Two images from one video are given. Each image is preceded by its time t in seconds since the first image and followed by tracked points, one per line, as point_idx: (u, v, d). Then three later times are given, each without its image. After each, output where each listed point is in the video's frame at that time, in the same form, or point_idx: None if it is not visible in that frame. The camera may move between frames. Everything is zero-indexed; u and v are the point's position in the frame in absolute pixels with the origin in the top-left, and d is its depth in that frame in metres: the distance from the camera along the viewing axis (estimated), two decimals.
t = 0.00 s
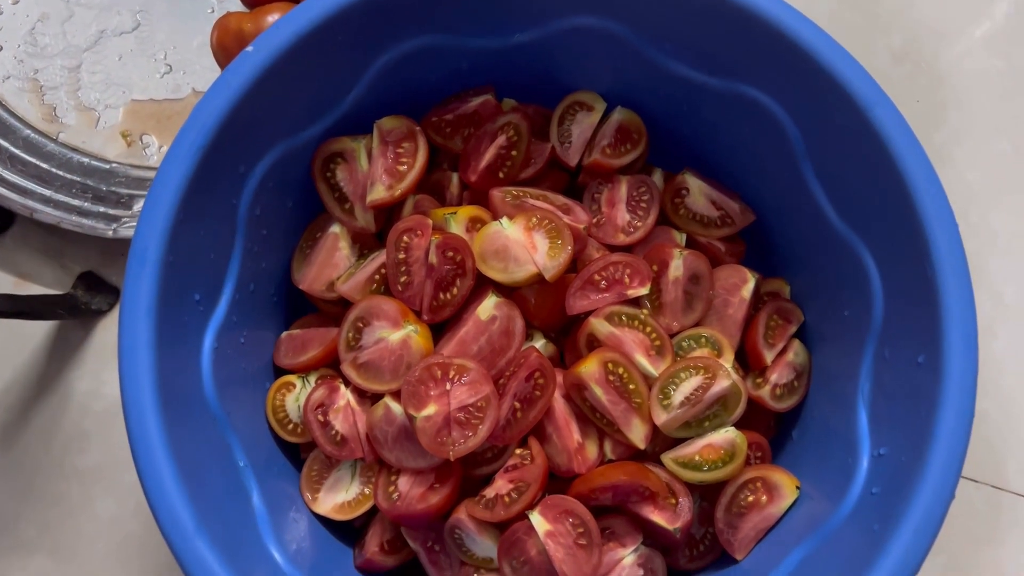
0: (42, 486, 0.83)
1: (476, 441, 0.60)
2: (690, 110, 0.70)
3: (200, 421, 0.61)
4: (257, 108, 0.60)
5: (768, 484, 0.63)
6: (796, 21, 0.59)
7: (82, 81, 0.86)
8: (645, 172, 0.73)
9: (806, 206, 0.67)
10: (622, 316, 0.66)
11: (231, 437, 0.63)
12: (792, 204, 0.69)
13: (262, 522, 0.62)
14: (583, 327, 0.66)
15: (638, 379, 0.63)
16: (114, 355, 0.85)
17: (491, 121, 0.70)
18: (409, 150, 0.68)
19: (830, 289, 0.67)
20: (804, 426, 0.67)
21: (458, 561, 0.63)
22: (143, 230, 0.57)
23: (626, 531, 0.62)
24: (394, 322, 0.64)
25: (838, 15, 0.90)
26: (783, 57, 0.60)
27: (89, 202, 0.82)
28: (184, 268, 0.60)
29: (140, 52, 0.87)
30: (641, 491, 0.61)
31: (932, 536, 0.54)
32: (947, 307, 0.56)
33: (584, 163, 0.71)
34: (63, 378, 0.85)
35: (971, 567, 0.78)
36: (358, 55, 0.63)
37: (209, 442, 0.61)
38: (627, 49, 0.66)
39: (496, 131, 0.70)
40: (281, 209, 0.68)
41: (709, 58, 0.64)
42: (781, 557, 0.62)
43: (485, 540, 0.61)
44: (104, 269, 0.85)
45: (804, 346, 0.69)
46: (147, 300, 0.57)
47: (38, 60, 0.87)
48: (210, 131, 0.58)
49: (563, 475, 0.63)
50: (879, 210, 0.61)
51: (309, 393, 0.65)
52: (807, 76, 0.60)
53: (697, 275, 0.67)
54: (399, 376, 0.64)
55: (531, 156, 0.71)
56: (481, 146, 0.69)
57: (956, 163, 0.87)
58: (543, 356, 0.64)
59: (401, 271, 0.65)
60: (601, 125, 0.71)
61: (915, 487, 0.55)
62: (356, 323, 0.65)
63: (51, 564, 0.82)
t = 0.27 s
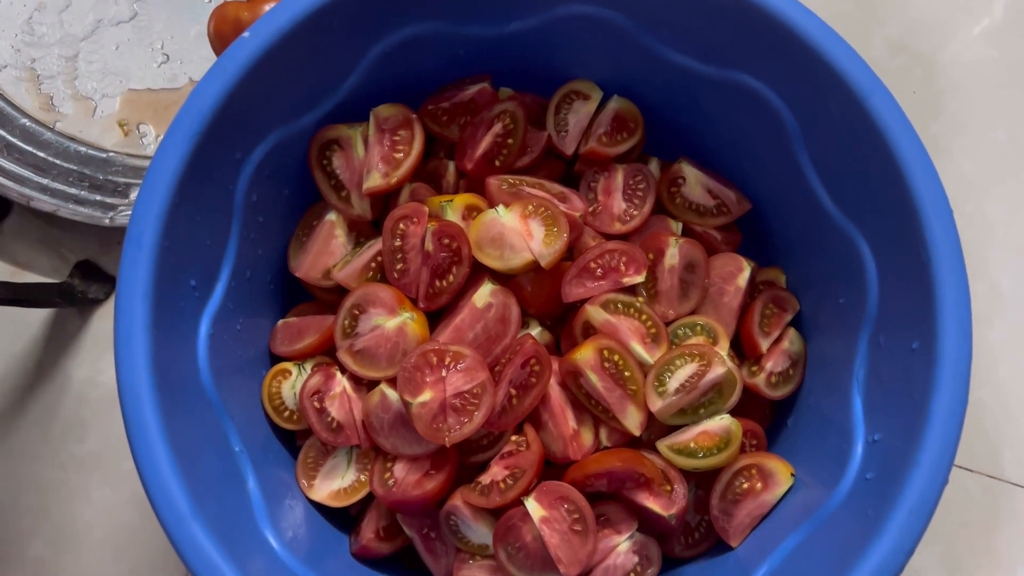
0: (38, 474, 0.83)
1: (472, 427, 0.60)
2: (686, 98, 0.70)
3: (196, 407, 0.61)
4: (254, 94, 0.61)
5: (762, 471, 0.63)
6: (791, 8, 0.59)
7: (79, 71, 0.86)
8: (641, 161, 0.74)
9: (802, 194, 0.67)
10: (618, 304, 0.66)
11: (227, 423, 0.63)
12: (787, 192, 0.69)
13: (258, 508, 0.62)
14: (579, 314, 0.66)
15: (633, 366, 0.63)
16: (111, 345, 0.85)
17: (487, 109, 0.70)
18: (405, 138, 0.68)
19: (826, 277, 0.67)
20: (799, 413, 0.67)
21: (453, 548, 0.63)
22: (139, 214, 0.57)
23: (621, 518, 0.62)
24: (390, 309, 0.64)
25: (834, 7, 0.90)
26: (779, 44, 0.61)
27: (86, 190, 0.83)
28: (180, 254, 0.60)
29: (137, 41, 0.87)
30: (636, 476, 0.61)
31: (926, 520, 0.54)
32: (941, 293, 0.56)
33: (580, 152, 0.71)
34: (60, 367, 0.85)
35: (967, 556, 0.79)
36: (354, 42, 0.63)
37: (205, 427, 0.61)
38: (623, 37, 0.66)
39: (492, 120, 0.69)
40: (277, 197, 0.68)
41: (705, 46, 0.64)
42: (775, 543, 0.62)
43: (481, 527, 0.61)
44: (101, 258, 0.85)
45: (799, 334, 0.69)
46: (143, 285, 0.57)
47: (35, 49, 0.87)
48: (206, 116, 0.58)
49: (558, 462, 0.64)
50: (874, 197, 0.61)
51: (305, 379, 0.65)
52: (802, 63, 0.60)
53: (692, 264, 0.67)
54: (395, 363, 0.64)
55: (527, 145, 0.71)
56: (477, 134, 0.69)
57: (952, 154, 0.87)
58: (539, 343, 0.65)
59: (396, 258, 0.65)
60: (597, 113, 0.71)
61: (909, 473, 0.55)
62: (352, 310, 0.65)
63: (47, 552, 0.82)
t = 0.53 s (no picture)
0: (39, 468, 0.84)
1: (473, 422, 0.60)
2: (686, 95, 0.70)
3: (198, 400, 0.61)
4: (256, 89, 0.61)
5: (762, 465, 0.64)
6: (791, 5, 0.59)
7: (81, 67, 0.86)
8: (641, 157, 0.74)
9: (802, 190, 0.68)
10: (618, 299, 0.66)
11: (229, 417, 0.64)
12: (787, 189, 0.69)
13: (259, 502, 0.63)
14: (580, 310, 0.66)
15: (633, 361, 0.64)
16: (112, 340, 0.85)
17: (488, 105, 0.70)
18: (406, 134, 0.69)
19: (825, 272, 0.67)
20: (798, 409, 0.68)
21: (454, 542, 0.64)
22: (142, 208, 0.57)
23: (621, 512, 0.63)
24: (391, 304, 0.64)
25: (834, 4, 0.90)
26: (778, 40, 0.61)
27: (88, 186, 0.83)
28: (182, 248, 0.60)
29: (139, 38, 0.87)
30: (636, 471, 0.61)
31: (924, 514, 0.54)
32: (939, 287, 0.57)
33: (580, 148, 0.71)
34: (62, 362, 0.85)
35: (965, 551, 0.79)
36: (356, 38, 0.64)
37: (207, 421, 0.62)
38: (624, 33, 0.66)
39: (493, 116, 0.70)
40: (278, 192, 0.68)
41: (705, 42, 0.65)
42: (775, 537, 0.62)
43: (481, 521, 0.62)
44: (103, 254, 0.86)
45: (798, 330, 0.70)
46: (146, 278, 0.57)
47: (37, 45, 0.87)
48: (209, 111, 0.58)
49: (558, 456, 0.64)
50: (873, 193, 0.61)
51: (306, 374, 0.65)
52: (802, 59, 0.61)
53: (692, 260, 0.68)
54: (396, 358, 0.64)
55: (528, 141, 0.71)
56: (479, 130, 0.70)
57: (951, 151, 0.87)
58: (540, 338, 0.65)
59: (398, 254, 0.66)
60: (597, 110, 0.71)
61: (908, 466, 0.56)
62: (353, 305, 0.65)
63: (47, 546, 0.82)
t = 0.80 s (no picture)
0: (41, 466, 0.84)
1: (472, 421, 0.60)
2: (685, 95, 0.70)
3: (199, 399, 0.62)
4: (257, 89, 0.61)
5: (760, 464, 0.64)
6: (790, 6, 0.60)
7: (82, 67, 0.87)
8: (640, 157, 0.74)
9: (800, 190, 0.68)
10: (618, 299, 0.66)
11: (230, 416, 0.64)
12: (786, 189, 0.69)
13: (260, 501, 0.63)
14: (579, 309, 0.66)
15: (632, 360, 0.64)
16: (114, 338, 0.86)
17: (488, 105, 0.71)
18: (407, 134, 0.69)
19: (823, 272, 0.68)
20: (797, 408, 0.68)
21: (454, 540, 0.64)
22: (143, 208, 0.58)
23: (620, 511, 0.63)
24: (391, 303, 0.65)
25: (833, 5, 0.90)
26: (777, 41, 0.61)
27: (89, 185, 0.83)
28: (183, 248, 0.61)
29: (140, 38, 0.87)
30: (635, 470, 0.61)
31: (921, 512, 0.55)
32: (937, 287, 0.57)
33: (580, 148, 0.71)
34: (63, 360, 0.86)
35: (963, 550, 0.79)
36: (357, 38, 0.64)
37: (208, 420, 0.62)
38: (623, 34, 0.67)
39: (493, 116, 0.70)
40: (279, 192, 0.68)
41: (704, 43, 0.65)
42: (773, 536, 0.62)
43: (481, 520, 0.62)
44: (104, 252, 0.86)
45: (797, 330, 0.70)
46: (147, 277, 0.57)
47: (38, 45, 0.87)
48: (210, 111, 0.59)
49: (557, 456, 0.64)
50: (872, 193, 0.61)
51: (307, 373, 0.66)
52: (800, 60, 0.61)
53: (691, 260, 0.68)
54: (396, 357, 0.65)
55: (527, 141, 0.71)
56: (478, 130, 0.70)
57: (950, 151, 0.87)
58: (539, 338, 0.65)
59: (398, 253, 0.66)
60: (597, 110, 0.72)
61: (905, 465, 0.56)
62: (353, 305, 0.66)
63: (49, 543, 0.83)
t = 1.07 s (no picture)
0: (39, 469, 0.84)
1: (471, 427, 0.60)
2: (684, 99, 0.70)
3: (197, 405, 0.62)
4: (255, 94, 0.61)
5: (759, 470, 0.64)
6: (789, 11, 0.59)
7: (81, 70, 0.87)
8: (639, 161, 0.74)
9: (799, 195, 0.68)
10: (617, 304, 0.66)
11: (228, 420, 0.64)
12: (785, 193, 0.69)
13: (259, 506, 0.63)
14: (578, 315, 0.66)
15: (631, 365, 0.64)
16: (112, 342, 0.86)
17: (487, 110, 0.70)
18: (405, 138, 0.69)
19: (823, 277, 0.68)
20: (796, 413, 0.68)
21: (452, 545, 0.64)
22: (141, 213, 0.57)
23: (619, 516, 0.63)
24: (390, 309, 0.65)
25: (832, 8, 0.90)
26: (776, 47, 0.61)
27: (88, 189, 0.83)
28: (182, 253, 0.61)
29: (138, 41, 0.87)
30: (634, 476, 0.61)
31: (920, 520, 0.55)
32: (937, 294, 0.57)
33: (579, 153, 0.71)
34: (61, 363, 0.86)
35: (962, 554, 0.79)
36: (356, 43, 0.64)
37: (206, 425, 0.62)
38: (622, 38, 0.67)
39: (492, 120, 0.70)
40: (278, 196, 0.68)
41: (703, 48, 0.65)
42: (772, 542, 0.62)
43: (479, 525, 0.62)
44: (103, 256, 0.86)
45: (796, 335, 0.70)
46: (145, 283, 0.57)
47: (37, 49, 0.87)
48: (209, 116, 0.59)
49: (556, 461, 0.64)
50: (871, 198, 0.61)
51: (305, 378, 0.66)
52: (799, 65, 0.61)
53: (690, 265, 0.68)
54: (395, 362, 0.64)
55: (526, 145, 0.71)
56: (477, 135, 0.70)
57: (949, 155, 0.87)
58: (538, 343, 0.65)
59: (397, 258, 0.66)
60: (596, 115, 0.72)
61: (904, 472, 0.56)
62: (352, 309, 0.65)
63: (47, 547, 0.82)
